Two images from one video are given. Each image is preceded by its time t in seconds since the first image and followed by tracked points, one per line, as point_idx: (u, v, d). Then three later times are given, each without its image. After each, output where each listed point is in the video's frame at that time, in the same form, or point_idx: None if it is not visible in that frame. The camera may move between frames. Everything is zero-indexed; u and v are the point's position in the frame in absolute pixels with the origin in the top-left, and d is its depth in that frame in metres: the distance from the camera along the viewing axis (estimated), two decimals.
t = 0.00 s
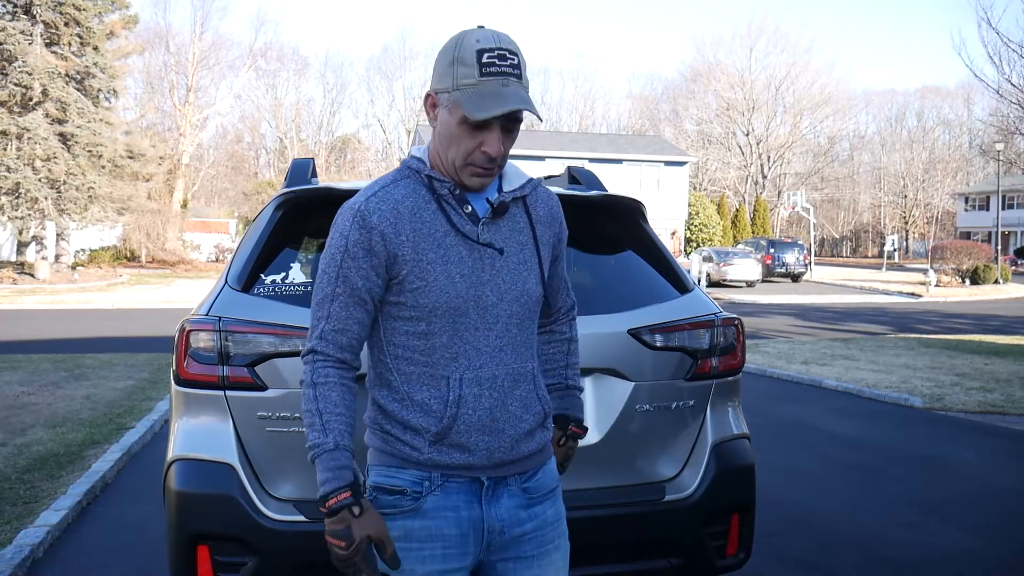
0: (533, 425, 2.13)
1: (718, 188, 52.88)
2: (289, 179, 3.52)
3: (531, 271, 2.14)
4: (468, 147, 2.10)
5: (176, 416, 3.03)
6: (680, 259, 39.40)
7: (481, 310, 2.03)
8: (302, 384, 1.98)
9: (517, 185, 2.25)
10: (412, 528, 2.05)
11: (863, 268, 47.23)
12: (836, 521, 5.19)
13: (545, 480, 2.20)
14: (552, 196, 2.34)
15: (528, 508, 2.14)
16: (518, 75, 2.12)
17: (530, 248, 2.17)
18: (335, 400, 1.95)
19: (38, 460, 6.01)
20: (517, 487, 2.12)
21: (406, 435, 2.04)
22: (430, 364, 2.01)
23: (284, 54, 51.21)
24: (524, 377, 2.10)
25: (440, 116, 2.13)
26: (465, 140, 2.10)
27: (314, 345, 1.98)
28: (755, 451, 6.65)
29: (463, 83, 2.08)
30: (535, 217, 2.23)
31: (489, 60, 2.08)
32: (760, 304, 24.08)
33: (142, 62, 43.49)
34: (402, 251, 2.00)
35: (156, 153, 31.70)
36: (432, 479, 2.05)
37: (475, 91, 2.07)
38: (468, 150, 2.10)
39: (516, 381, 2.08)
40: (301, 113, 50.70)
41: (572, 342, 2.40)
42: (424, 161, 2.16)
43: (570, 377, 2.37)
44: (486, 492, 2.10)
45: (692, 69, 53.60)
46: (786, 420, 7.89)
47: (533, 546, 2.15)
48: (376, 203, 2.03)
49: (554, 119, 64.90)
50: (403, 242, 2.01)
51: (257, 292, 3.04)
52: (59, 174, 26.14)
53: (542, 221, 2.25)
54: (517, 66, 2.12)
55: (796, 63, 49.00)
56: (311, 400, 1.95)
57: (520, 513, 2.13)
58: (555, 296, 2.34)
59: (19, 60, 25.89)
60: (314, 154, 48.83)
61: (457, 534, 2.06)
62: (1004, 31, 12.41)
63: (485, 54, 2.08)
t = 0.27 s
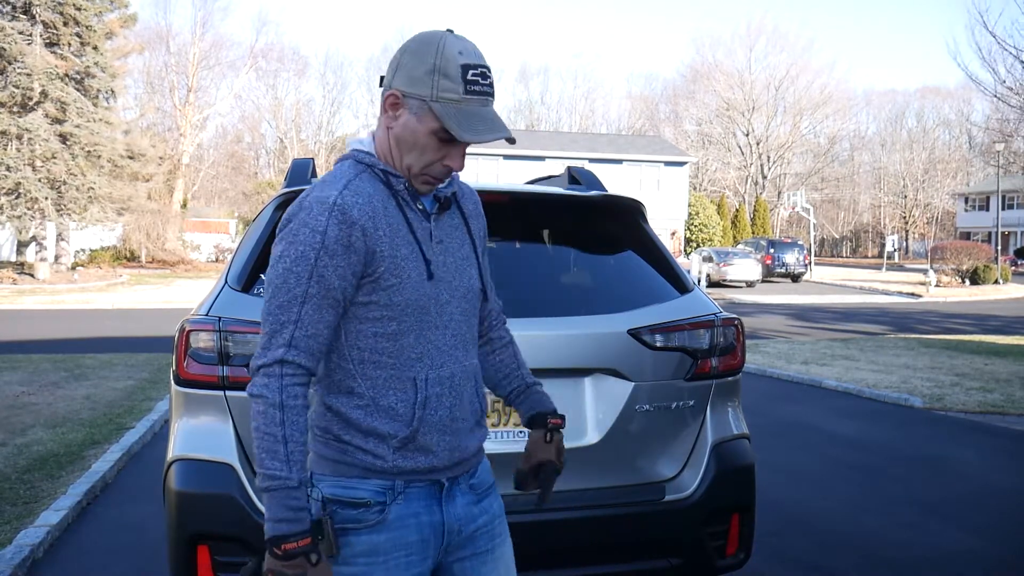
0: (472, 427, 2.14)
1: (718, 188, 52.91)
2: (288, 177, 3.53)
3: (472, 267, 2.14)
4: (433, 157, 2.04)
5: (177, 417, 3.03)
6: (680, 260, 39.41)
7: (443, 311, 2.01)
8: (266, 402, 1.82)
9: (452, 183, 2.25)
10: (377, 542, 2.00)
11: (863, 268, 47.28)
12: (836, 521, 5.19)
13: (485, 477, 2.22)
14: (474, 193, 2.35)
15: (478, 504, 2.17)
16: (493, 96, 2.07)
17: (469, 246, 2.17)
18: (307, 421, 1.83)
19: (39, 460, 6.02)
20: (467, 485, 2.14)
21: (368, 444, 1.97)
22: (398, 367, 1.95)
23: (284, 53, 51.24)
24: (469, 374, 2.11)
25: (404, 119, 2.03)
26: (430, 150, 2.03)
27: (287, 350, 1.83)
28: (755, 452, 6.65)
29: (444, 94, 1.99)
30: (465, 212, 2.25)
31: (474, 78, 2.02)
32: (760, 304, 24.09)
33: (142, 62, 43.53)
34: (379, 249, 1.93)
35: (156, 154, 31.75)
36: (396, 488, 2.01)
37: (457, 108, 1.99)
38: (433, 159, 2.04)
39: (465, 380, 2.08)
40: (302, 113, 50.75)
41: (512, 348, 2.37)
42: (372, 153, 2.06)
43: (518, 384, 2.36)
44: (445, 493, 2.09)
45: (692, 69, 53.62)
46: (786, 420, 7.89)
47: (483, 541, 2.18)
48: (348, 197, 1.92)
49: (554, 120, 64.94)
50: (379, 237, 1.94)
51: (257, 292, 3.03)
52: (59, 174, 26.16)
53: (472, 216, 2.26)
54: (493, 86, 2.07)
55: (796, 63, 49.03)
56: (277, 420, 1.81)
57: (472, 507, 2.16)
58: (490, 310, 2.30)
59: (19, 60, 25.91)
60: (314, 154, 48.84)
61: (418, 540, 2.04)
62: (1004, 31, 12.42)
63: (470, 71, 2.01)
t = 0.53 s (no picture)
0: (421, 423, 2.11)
1: (718, 188, 52.92)
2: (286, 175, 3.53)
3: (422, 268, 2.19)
4: (411, 153, 2.05)
5: (177, 416, 3.03)
6: (680, 260, 39.39)
7: (414, 312, 2.04)
8: (271, 403, 1.79)
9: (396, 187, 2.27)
10: (359, 547, 1.97)
11: (863, 268, 47.29)
12: (836, 521, 5.19)
13: (429, 475, 2.21)
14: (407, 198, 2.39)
15: (434, 495, 2.20)
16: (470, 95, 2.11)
17: (417, 247, 2.21)
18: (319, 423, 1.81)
19: (39, 460, 6.02)
20: (425, 482, 2.17)
21: (350, 449, 1.95)
22: (380, 369, 1.96)
23: (284, 53, 51.24)
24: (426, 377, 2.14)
25: (381, 115, 2.01)
26: (408, 146, 2.04)
27: (290, 353, 1.81)
28: (755, 452, 6.65)
29: (430, 92, 2.00)
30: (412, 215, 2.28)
31: (454, 75, 2.04)
32: (761, 304, 24.08)
33: (142, 62, 43.55)
34: (370, 250, 1.93)
35: (156, 153, 31.77)
36: (376, 489, 2.01)
37: (440, 108, 2.00)
38: (411, 156, 2.05)
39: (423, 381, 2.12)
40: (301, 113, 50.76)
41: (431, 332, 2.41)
42: (342, 147, 2.02)
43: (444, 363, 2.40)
44: (412, 488, 2.11)
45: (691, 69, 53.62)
46: (786, 420, 7.89)
47: (439, 535, 2.21)
48: (343, 195, 1.90)
49: (554, 120, 64.94)
50: (371, 239, 1.93)
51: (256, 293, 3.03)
52: (59, 174, 26.17)
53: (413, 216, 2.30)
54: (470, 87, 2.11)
55: (796, 63, 49.03)
56: (291, 428, 1.79)
57: (429, 501, 2.17)
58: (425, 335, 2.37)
59: (19, 60, 25.91)
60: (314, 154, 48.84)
61: (395, 539, 2.05)
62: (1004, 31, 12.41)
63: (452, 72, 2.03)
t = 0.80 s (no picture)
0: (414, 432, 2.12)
1: (718, 188, 52.91)
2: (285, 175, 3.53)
3: (420, 270, 2.20)
4: (394, 133, 2.05)
5: (176, 416, 3.03)
6: (680, 260, 39.37)
7: (403, 311, 2.04)
8: (257, 397, 1.82)
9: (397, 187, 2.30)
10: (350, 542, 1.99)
11: (863, 268, 47.29)
12: (836, 521, 5.19)
13: (422, 478, 2.23)
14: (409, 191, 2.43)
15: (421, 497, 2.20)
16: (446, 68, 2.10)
17: (418, 250, 2.23)
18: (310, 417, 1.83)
19: (39, 460, 6.01)
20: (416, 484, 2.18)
21: (338, 444, 1.96)
22: (366, 367, 1.97)
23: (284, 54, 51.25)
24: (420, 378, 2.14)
25: (360, 101, 2.03)
26: (392, 126, 2.04)
27: (276, 349, 1.83)
28: (755, 451, 6.66)
29: (399, 68, 2.01)
30: (414, 216, 2.31)
31: (426, 50, 2.04)
32: (761, 304, 24.07)
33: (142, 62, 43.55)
34: (356, 247, 1.94)
35: (156, 153, 31.80)
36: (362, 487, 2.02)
37: (412, 79, 2.01)
38: (394, 137, 2.05)
39: (418, 380, 2.12)
40: (301, 113, 50.76)
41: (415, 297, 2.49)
42: (332, 145, 2.06)
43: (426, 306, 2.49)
44: (403, 489, 2.11)
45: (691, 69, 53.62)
46: (786, 420, 7.89)
47: (425, 538, 2.21)
48: (329, 193, 1.93)
49: (554, 120, 64.93)
50: (356, 236, 1.95)
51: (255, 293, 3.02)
52: (59, 174, 26.15)
53: (417, 216, 2.33)
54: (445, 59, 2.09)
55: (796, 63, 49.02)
56: (285, 416, 1.81)
57: (418, 505, 2.17)
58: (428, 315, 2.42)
59: (19, 60, 25.91)
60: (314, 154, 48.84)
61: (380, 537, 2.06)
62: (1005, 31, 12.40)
63: (419, 42, 2.03)
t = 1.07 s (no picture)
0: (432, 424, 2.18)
1: (718, 188, 52.93)
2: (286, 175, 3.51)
3: (434, 269, 2.18)
4: (375, 123, 2.09)
5: (176, 416, 3.04)
6: (680, 260, 39.35)
7: (406, 312, 2.02)
8: (242, 403, 1.84)
9: (415, 188, 2.31)
10: (345, 534, 2.00)
11: (863, 268, 47.30)
12: (836, 520, 5.19)
13: (435, 476, 2.23)
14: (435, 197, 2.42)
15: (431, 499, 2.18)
16: (421, 47, 2.11)
17: (433, 252, 2.21)
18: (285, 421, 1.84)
19: (39, 460, 6.01)
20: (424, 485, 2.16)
21: (334, 437, 1.97)
22: (363, 367, 1.97)
23: (284, 53, 51.28)
24: (431, 375, 2.13)
25: (345, 99, 2.11)
26: (371, 114, 2.09)
27: (260, 350, 1.85)
28: (756, 451, 6.66)
29: (364, 54, 2.06)
30: (432, 218, 2.29)
31: (388, 33, 2.07)
32: (761, 304, 24.07)
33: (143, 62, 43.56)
34: (346, 248, 1.94)
35: (156, 153, 31.82)
36: (362, 481, 2.01)
37: (374, 61, 2.05)
38: (375, 126, 2.09)
39: (426, 378, 2.11)
40: (302, 113, 50.78)
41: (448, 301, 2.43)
42: (335, 147, 2.13)
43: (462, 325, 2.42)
44: (408, 486, 2.09)
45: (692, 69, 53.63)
46: (787, 420, 7.89)
47: (433, 537, 2.20)
48: (317, 195, 1.94)
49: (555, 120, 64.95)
50: (347, 237, 1.94)
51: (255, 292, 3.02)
52: (59, 174, 26.18)
53: (437, 221, 2.33)
54: (418, 38, 2.11)
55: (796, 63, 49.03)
56: (257, 417, 1.82)
57: (427, 505, 2.17)
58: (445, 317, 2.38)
59: (20, 60, 25.91)
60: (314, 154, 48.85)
61: (384, 532, 2.06)
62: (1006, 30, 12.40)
63: (382, 27, 2.07)
